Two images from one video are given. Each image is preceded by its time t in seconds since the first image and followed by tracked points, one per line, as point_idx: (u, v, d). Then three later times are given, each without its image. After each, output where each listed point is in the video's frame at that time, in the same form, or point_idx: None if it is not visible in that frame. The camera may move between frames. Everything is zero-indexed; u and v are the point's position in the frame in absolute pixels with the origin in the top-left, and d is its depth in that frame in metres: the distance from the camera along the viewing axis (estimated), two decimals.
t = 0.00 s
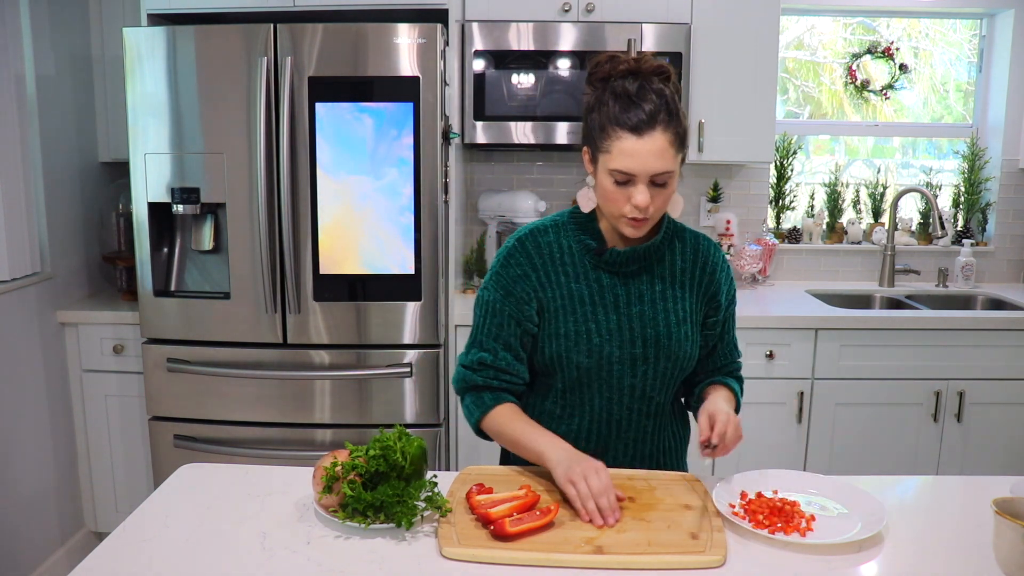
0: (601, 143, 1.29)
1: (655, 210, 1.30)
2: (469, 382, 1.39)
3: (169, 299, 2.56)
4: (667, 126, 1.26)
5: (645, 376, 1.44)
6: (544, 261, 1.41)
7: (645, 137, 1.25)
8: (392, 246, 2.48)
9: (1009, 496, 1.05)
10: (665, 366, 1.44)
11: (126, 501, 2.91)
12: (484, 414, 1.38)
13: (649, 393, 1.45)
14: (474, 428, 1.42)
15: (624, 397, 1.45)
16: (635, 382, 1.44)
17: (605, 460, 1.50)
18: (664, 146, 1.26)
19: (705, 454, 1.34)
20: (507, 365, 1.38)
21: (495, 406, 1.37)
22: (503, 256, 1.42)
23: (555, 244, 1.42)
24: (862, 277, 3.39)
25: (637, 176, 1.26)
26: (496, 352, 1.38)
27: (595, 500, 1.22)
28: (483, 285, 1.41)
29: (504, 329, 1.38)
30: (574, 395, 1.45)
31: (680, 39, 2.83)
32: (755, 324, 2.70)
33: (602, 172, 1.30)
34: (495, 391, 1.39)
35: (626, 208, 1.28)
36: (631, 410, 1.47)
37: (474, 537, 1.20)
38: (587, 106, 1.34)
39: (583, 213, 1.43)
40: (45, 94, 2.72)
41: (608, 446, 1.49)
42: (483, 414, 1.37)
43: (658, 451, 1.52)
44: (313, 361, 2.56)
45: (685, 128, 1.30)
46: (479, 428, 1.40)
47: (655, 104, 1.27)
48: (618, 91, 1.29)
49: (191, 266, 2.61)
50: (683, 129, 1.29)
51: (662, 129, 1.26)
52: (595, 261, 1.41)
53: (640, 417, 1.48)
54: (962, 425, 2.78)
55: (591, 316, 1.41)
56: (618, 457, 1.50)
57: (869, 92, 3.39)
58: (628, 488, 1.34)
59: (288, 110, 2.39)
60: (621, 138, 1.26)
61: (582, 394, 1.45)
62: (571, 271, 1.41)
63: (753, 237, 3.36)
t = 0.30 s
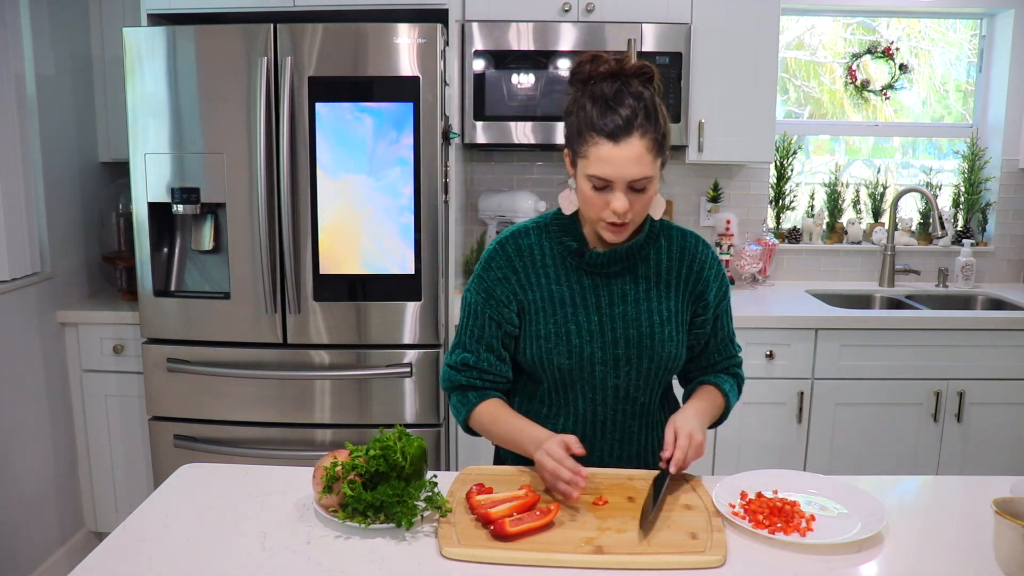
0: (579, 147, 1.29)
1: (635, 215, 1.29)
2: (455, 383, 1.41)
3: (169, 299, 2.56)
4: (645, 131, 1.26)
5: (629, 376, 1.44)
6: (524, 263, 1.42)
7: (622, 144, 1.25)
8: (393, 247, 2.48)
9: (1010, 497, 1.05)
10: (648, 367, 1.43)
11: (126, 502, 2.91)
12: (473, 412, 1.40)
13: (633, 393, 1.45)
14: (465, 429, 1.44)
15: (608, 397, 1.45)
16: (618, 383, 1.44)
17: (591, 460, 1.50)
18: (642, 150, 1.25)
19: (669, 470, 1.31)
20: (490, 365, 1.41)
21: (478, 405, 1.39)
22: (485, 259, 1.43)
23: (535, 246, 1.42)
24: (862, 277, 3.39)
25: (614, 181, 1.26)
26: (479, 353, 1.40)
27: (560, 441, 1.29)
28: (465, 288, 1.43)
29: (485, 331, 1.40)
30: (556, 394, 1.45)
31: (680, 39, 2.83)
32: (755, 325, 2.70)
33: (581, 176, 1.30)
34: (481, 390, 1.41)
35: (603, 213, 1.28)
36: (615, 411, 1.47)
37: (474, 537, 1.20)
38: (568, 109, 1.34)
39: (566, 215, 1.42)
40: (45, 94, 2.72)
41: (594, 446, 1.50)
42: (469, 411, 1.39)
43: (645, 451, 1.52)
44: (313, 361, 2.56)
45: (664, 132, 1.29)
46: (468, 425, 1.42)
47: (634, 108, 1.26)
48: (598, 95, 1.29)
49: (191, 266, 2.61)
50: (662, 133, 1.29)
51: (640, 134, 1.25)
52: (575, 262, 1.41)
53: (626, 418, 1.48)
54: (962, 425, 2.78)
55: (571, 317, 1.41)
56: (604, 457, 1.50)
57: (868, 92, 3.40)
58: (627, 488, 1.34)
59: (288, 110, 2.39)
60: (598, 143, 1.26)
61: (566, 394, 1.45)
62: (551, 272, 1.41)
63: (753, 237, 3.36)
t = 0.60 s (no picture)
0: (568, 153, 1.29)
1: (625, 219, 1.31)
2: (466, 399, 1.39)
3: (169, 299, 2.56)
4: (635, 137, 1.26)
5: (623, 380, 1.44)
6: (518, 270, 1.41)
7: (612, 150, 1.25)
8: (393, 247, 2.48)
9: (1010, 497, 1.05)
10: (643, 369, 1.44)
11: (126, 501, 2.91)
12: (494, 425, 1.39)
13: (628, 396, 1.46)
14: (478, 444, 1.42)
15: (603, 400, 1.45)
16: (613, 386, 1.44)
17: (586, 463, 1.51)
18: (631, 157, 1.25)
19: (630, 470, 1.32)
20: (503, 375, 1.39)
21: (497, 420, 1.39)
22: (476, 268, 1.41)
23: (527, 253, 1.41)
24: (862, 277, 3.39)
25: (605, 188, 1.27)
26: (490, 365, 1.38)
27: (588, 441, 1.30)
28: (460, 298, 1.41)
29: (487, 343, 1.38)
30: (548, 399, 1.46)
31: (680, 39, 2.83)
32: (755, 324, 2.70)
33: (570, 181, 1.30)
34: (494, 404, 1.40)
35: (594, 219, 1.29)
36: (611, 414, 1.47)
37: (474, 537, 1.20)
38: (555, 112, 1.34)
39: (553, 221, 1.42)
40: (45, 93, 2.72)
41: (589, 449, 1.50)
42: (491, 428, 1.39)
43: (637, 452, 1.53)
44: (313, 361, 2.56)
45: (653, 136, 1.30)
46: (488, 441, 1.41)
47: (624, 114, 1.26)
48: (587, 100, 1.29)
49: (191, 266, 2.61)
50: (651, 137, 1.29)
51: (629, 140, 1.26)
52: (569, 268, 1.40)
53: (620, 420, 1.48)
54: (962, 425, 2.78)
55: (567, 322, 1.40)
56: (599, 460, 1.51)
57: (868, 92, 3.40)
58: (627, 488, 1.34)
59: (288, 110, 2.39)
60: (588, 151, 1.26)
61: (563, 400, 1.45)
62: (546, 278, 1.41)
63: (753, 237, 3.36)
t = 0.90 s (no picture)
0: (578, 151, 1.28)
1: (637, 216, 1.30)
2: (481, 401, 1.37)
3: (169, 299, 2.56)
4: (645, 133, 1.27)
5: (626, 378, 1.44)
6: (522, 269, 1.40)
7: (626, 146, 1.25)
8: (392, 247, 2.48)
9: (1010, 497, 1.05)
10: (645, 367, 1.44)
11: (126, 501, 2.91)
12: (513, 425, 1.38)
13: (631, 394, 1.46)
14: (493, 447, 1.41)
15: (607, 400, 1.45)
16: (617, 385, 1.44)
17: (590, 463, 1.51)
18: (644, 152, 1.26)
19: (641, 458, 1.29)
20: (514, 375, 1.38)
21: (513, 421, 1.37)
22: (480, 266, 1.40)
23: (530, 252, 1.41)
24: (862, 277, 3.39)
25: (619, 184, 1.26)
26: (502, 365, 1.37)
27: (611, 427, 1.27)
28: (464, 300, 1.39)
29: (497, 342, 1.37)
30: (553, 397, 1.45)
31: (680, 39, 2.83)
32: (755, 324, 2.70)
33: (581, 180, 1.29)
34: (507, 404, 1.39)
35: (608, 216, 1.28)
36: (615, 412, 1.47)
37: (474, 537, 1.20)
38: (562, 113, 1.33)
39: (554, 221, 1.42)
40: (45, 93, 2.72)
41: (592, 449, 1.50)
42: (509, 426, 1.37)
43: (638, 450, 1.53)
44: (313, 361, 2.56)
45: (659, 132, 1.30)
46: (506, 443, 1.39)
47: (632, 110, 1.26)
48: (594, 98, 1.29)
49: (191, 266, 2.61)
50: (659, 133, 1.30)
51: (641, 136, 1.26)
52: (572, 267, 1.40)
53: (624, 418, 1.49)
54: (962, 425, 2.78)
55: (572, 322, 1.40)
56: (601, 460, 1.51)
57: (868, 92, 3.40)
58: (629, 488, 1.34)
59: (288, 110, 2.39)
60: (602, 148, 1.25)
61: (568, 400, 1.45)
62: (549, 278, 1.40)
63: (753, 237, 3.36)
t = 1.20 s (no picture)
0: (589, 145, 1.29)
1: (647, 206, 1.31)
2: (545, 399, 1.30)
3: (169, 299, 2.56)
4: (655, 122, 1.28)
5: (641, 373, 1.44)
6: (547, 265, 1.37)
7: (640, 136, 1.26)
8: (392, 247, 2.48)
9: (1009, 497, 1.06)
10: (658, 361, 1.44)
11: (126, 501, 2.91)
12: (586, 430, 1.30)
13: (645, 389, 1.46)
14: (565, 453, 1.32)
15: (623, 396, 1.44)
16: (632, 380, 1.43)
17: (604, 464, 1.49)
18: (656, 141, 1.27)
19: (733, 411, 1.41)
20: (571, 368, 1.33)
21: (588, 416, 1.30)
22: (505, 264, 1.36)
23: (550, 248, 1.39)
24: (862, 277, 3.39)
25: (633, 174, 1.27)
26: (557, 358, 1.32)
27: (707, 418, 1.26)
28: (496, 300, 1.34)
29: (541, 338, 1.32)
30: (584, 401, 1.41)
31: (680, 39, 2.83)
32: (755, 324, 2.70)
33: (593, 174, 1.30)
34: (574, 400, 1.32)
35: (623, 207, 1.29)
36: (630, 408, 1.47)
37: (474, 537, 1.20)
38: (567, 109, 1.33)
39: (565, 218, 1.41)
40: (45, 93, 2.72)
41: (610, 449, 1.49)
42: (584, 426, 1.30)
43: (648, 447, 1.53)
44: (313, 361, 2.56)
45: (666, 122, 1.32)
46: (579, 447, 1.31)
47: (640, 101, 1.28)
48: (600, 92, 1.30)
49: (191, 266, 2.61)
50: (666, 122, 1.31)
51: (651, 125, 1.27)
52: (586, 263, 1.39)
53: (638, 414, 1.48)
54: (962, 425, 2.78)
55: (593, 317, 1.39)
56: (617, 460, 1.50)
57: (868, 92, 3.40)
58: (630, 488, 1.34)
59: (288, 110, 2.39)
60: (615, 138, 1.26)
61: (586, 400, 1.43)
62: (569, 274, 1.39)
63: (753, 237, 3.36)
